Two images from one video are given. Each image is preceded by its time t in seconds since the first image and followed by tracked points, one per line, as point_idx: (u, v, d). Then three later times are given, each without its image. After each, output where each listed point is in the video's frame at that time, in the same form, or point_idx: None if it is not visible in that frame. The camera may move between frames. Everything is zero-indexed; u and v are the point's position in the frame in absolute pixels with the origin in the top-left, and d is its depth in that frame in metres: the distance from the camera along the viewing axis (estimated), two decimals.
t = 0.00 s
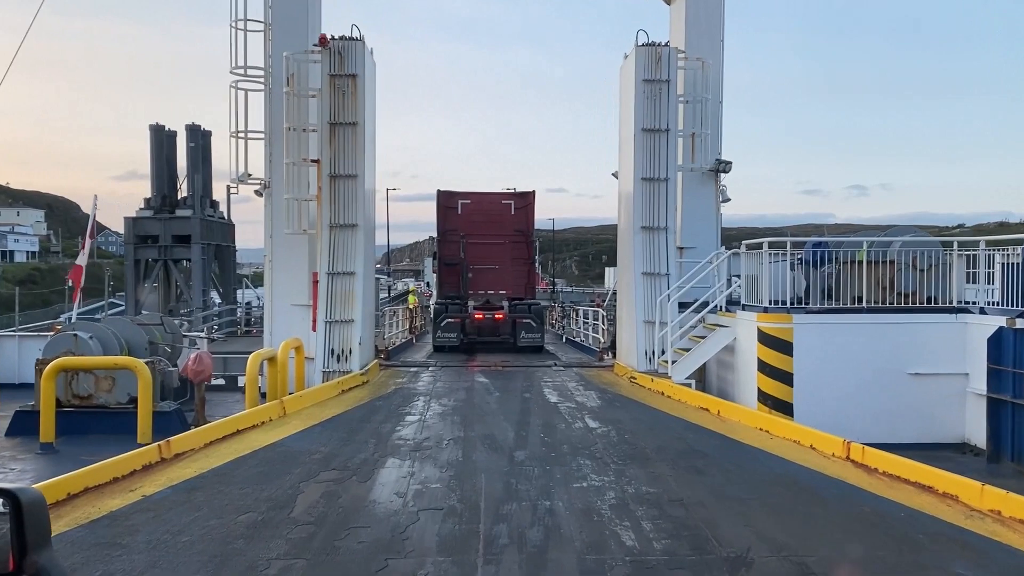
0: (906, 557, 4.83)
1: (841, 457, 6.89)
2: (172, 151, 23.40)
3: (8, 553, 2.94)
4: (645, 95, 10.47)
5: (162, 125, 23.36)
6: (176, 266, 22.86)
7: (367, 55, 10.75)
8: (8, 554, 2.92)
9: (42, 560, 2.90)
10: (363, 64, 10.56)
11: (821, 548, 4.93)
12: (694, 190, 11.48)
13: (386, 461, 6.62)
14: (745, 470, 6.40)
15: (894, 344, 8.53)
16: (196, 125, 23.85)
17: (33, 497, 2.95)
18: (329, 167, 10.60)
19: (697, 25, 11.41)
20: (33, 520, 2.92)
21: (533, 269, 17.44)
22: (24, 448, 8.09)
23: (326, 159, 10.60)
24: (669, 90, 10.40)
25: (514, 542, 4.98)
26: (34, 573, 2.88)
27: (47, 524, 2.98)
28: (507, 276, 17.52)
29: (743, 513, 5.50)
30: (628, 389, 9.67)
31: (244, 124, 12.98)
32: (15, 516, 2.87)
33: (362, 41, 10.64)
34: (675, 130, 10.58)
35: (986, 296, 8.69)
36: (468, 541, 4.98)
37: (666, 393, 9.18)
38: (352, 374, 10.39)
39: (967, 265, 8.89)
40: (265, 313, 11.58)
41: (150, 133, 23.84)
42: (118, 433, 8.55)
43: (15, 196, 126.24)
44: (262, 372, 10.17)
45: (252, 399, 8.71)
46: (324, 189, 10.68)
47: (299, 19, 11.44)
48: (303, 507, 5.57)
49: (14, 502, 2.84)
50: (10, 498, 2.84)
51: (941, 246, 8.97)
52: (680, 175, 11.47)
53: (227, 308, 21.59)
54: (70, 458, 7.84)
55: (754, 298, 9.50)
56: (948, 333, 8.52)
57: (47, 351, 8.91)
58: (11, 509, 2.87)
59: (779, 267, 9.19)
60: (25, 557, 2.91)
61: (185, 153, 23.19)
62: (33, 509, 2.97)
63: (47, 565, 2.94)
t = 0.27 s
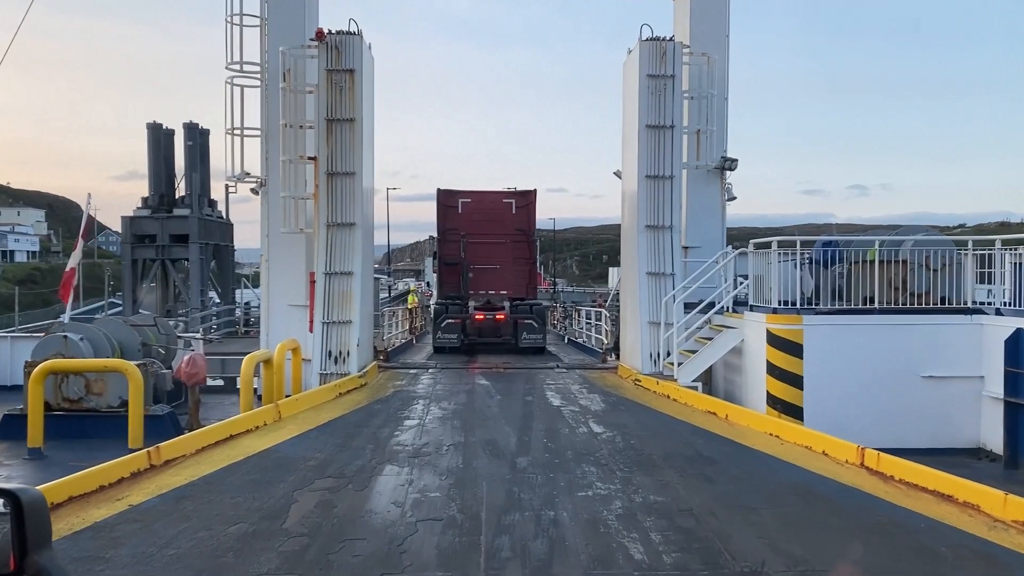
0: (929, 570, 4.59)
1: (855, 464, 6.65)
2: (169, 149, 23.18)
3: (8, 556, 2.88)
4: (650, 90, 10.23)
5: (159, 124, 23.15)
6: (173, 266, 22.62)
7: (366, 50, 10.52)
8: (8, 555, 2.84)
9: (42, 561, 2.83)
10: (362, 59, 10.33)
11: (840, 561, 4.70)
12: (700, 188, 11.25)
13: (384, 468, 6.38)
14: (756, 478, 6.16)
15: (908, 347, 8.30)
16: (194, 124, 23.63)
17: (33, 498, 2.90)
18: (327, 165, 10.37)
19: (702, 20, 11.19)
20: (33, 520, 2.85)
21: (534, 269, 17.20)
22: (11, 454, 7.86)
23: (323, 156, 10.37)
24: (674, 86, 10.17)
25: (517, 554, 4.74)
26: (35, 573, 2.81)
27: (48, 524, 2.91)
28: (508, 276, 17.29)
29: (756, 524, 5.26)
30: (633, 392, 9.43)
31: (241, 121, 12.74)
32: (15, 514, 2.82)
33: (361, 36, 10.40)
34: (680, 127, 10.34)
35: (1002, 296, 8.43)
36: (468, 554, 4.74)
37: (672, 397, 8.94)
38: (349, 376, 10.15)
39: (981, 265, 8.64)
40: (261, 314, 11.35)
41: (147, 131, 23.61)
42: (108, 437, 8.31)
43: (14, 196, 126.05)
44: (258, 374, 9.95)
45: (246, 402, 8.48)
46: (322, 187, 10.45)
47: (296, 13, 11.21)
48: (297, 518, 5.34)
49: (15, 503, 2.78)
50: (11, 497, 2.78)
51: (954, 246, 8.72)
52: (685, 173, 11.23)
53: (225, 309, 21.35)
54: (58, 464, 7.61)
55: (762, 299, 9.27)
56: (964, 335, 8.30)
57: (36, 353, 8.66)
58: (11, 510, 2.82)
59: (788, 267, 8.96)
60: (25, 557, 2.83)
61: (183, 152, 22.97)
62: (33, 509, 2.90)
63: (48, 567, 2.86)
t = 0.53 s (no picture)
0: None
1: (867, 471, 6.40)
2: (165, 148, 22.92)
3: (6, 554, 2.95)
4: (654, 86, 9.98)
5: (156, 122, 22.89)
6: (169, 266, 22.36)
7: (363, 44, 10.26)
8: (6, 555, 2.92)
9: (39, 560, 2.92)
10: (359, 54, 10.07)
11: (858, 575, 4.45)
12: (704, 186, 11.01)
13: (379, 476, 6.13)
14: (767, 486, 5.91)
15: (920, 349, 8.05)
16: (190, 122, 23.36)
17: (31, 497, 2.99)
18: (322, 162, 10.11)
19: (707, 14, 10.94)
20: (30, 519, 2.94)
21: (535, 269, 16.95)
22: None
23: (319, 153, 10.12)
24: (679, 81, 9.91)
25: (519, 569, 4.49)
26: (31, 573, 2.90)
27: (44, 524, 3.00)
28: (508, 276, 17.04)
29: (769, 536, 5.01)
30: (637, 395, 9.18)
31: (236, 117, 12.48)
32: (12, 514, 2.90)
33: (357, 30, 10.15)
34: (685, 123, 10.09)
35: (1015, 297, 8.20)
36: (466, 569, 4.49)
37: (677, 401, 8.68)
38: (345, 379, 9.90)
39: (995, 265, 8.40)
40: (255, 315, 11.10)
41: (143, 129, 23.35)
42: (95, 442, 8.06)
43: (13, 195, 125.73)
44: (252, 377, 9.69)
45: (238, 406, 8.22)
46: (317, 185, 10.19)
47: (292, 7, 10.95)
48: (287, 530, 5.08)
49: (13, 504, 2.87)
50: (9, 498, 2.88)
51: (967, 245, 8.48)
52: (689, 171, 10.98)
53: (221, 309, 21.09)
54: (43, 469, 7.36)
55: (769, 299, 9.02)
56: (978, 337, 8.04)
57: (21, 356, 8.43)
58: (9, 510, 2.90)
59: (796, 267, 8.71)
60: (22, 556, 2.91)
61: (179, 150, 22.72)
62: (30, 509, 3.00)
63: (45, 566, 2.96)
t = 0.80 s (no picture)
0: None
1: (881, 479, 6.15)
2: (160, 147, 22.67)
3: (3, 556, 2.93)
4: (657, 82, 9.73)
5: (151, 120, 22.64)
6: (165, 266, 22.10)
7: (358, 39, 10.02)
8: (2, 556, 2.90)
9: (38, 561, 2.92)
10: (354, 48, 9.83)
11: None
12: (708, 185, 10.77)
13: (373, 485, 5.87)
14: (778, 496, 5.67)
15: (932, 352, 7.82)
16: (186, 121, 23.11)
17: (29, 498, 3.00)
18: (317, 160, 9.86)
19: (711, 9, 10.70)
20: (29, 519, 2.95)
21: (535, 270, 16.71)
22: None
23: (314, 150, 9.86)
24: (682, 77, 9.67)
25: None
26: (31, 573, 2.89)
27: (42, 524, 3.01)
28: (508, 276, 16.80)
29: (781, 550, 4.77)
30: (640, 400, 8.93)
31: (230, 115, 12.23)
32: (9, 515, 2.90)
33: (353, 24, 9.90)
34: (689, 120, 9.84)
35: None
36: None
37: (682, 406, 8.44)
38: (340, 382, 9.65)
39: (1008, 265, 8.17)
40: (249, 316, 10.85)
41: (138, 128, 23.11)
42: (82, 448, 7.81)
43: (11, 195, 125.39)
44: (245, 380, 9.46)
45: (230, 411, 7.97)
46: (311, 183, 9.93)
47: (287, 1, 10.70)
48: (275, 544, 4.82)
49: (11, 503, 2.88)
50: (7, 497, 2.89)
51: (979, 245, 8.25)
52: (693, 168, 10.74)
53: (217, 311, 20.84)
54: (27, 477, 7.12)
55: (776, 301, 8.78)
56: (992, 339, 7.80)
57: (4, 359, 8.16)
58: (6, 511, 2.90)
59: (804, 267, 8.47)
60: (21, 557, 2.90)
61: (174, 149, 22.47)
62: (27, 509, 3.01)
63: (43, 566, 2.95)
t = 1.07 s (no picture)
0: None
1: (898, 486, 5.93)
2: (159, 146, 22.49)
3: (8, 555, 2.70)
4: (663, 77, 9.51)
5: (150, 119, 22.47)
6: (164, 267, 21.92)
7: (358, 34, 9.81)
8: (7, 556, 2.67)
9: (42, 561, 2.66)
10: (353, 43, 9.63)
11: None
12: (715, 183, 10.55)
13: (371, 493, 5.67)
14: (792, 505, 5.46)
15: (946, 355, 7.60)
16: (185, 119, 22.93)
17: (35, 497, 2.73)
18: (316, 157, 9.66)
19: (718, 4, 10.48)
20: (32, 520, 2.68)
21: (537, 270, 16.51)
22: None
23: (313, 148, 9.66)
24: (689, 72, 9.45)
25: None
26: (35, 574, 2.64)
27: (49, 522, 2.74)
28: (510, 276, 16.60)
29: (798, 563, 4.54)
30: (646, 403, 8.71)
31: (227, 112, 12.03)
32: (13, 514, 2.65)
33: (352, 18, 9.69)
34: (696, 117, 9.62)
35: None
36: None
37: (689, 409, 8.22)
38: (339, 385, 9.45)
39: None
40: (247, 317, 10.65)
41: (137, 127, 22.93)
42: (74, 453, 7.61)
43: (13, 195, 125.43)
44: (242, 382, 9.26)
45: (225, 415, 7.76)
46: (310, 181, 9.73)
47: None
48: (268, 557, 4.60)
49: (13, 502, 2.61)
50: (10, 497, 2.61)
51: (994, 244, 8.04)
52: (699, 166, 10.52)
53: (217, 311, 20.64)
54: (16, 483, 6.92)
55: (786, 302, 8.56)
56: (1008, 341, 7.59)
57: None
58: (10, 510, 2.64)
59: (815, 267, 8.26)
60: (25, 557, 2.66)
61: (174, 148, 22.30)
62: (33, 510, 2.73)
63: (50, 567, 2.69)
